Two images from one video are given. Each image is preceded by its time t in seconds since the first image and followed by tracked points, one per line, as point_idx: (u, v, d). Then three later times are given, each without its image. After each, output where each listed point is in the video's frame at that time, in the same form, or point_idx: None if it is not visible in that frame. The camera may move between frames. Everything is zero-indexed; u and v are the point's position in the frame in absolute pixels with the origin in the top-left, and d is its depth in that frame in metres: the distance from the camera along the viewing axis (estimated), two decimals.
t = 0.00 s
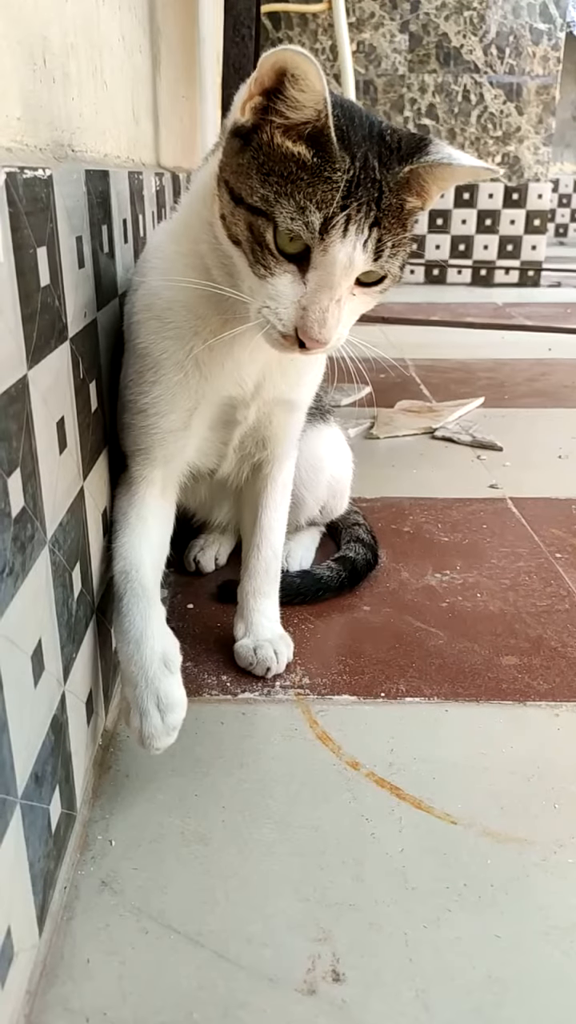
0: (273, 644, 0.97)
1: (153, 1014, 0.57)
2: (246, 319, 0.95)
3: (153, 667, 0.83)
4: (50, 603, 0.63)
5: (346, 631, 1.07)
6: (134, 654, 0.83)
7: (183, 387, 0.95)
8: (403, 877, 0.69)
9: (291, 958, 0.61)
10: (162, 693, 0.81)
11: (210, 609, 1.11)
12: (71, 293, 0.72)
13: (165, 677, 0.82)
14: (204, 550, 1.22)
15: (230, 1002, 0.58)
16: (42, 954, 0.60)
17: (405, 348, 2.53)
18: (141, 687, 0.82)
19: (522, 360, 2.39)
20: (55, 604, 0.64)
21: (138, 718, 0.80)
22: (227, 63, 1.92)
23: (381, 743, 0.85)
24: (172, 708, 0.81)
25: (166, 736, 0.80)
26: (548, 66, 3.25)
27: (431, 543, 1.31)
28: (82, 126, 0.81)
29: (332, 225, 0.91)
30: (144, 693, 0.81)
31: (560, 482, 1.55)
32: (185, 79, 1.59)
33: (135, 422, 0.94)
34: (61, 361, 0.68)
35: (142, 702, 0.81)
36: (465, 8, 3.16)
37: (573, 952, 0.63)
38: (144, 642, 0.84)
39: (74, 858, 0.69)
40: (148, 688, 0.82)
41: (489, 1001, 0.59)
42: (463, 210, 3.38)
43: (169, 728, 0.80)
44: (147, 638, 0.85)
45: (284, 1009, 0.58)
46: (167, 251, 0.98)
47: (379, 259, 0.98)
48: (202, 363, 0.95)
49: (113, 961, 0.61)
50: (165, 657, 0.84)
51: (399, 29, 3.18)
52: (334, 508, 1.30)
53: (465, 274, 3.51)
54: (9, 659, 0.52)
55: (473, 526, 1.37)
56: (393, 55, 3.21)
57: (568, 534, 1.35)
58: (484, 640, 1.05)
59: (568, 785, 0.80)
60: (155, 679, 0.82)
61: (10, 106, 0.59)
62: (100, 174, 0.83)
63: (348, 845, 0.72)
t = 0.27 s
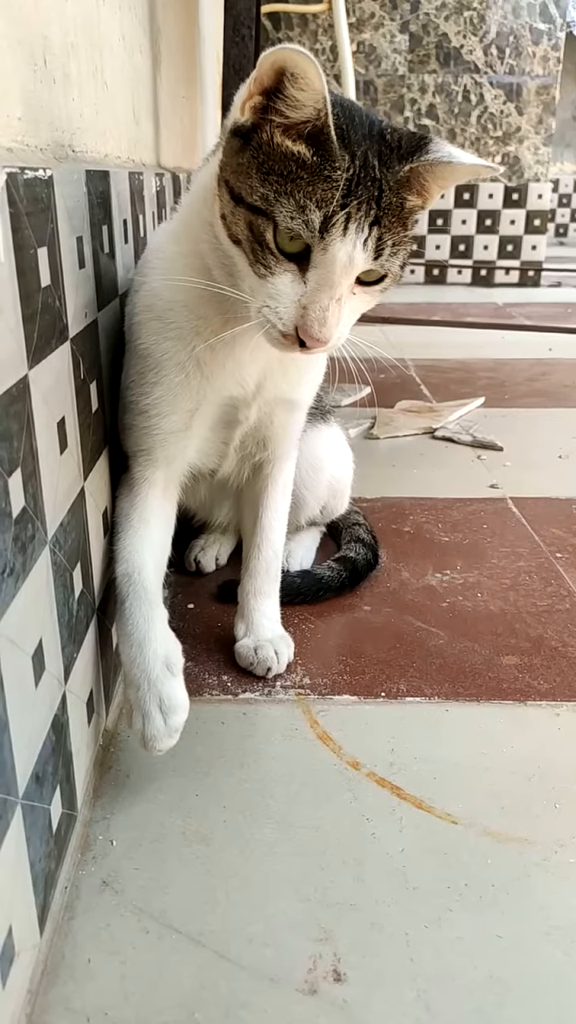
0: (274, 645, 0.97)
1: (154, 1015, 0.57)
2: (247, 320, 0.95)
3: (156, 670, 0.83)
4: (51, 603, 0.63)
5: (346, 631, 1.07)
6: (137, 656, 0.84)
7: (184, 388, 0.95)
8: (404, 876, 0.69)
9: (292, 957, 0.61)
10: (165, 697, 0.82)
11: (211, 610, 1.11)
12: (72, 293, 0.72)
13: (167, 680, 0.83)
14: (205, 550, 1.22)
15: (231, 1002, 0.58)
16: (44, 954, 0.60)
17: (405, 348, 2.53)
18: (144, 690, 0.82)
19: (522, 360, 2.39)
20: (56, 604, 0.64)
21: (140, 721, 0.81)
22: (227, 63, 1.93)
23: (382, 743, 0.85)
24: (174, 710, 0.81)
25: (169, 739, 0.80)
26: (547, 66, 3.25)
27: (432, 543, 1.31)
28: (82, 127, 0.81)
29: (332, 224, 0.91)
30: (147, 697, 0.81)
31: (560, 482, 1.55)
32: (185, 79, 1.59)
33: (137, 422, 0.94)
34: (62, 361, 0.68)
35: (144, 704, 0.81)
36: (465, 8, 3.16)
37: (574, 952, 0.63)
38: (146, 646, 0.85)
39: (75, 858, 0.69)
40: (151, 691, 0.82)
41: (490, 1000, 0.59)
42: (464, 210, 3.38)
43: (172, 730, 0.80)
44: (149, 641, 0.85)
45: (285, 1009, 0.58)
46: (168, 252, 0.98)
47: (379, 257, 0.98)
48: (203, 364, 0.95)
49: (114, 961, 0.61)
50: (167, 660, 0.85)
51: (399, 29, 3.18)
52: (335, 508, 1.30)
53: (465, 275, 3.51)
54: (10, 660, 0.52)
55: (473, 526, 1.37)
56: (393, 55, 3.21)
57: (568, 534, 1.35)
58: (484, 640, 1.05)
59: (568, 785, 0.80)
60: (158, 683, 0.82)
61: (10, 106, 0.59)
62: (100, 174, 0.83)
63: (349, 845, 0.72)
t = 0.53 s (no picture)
0: (275, 645, 0.97)
1: (155, 1014, 0.57)
2: (248, 320, 0.95)
3: (157, 671, 0.83)
4: (52, 602, 0.63)
5: (347, 631, 1.07)
6: (139, 657, 0.84)
7: (185, 388, 0.95)
8: (405, 876, 0.69)
9: (293, 957, 0.61)
10: (167, 697, 0.82)
11: (212, 610, 1.11)
12: (73, 294, 0.72)
13: (168, 680, 0.83)
14: (206, 550, 1.22)
15: (233, 1001, 0.58)
16: (45, 953, 0.60)
17: (406, 348, 2.53)
18: (145, 691, 0.82)
19: (523, 361, 2.39)
20: (58, 603, 0.64)
21: (142, 721, 0.81)
22: (227, 63, 1.93)
23: (383, 743, 0.85)
24: (176, 711, 0.81)
25: (170, 739, 0.80)
26: (548, 67, 3.25)
27: (432, 544, 1.31)
28: (84, 127, 0.81)
29: (332, 223, 0.91)
30: (149, 697, 0.81)
31: (561, 483, 1.55)
32: (186, 80, 1.59)
33: (138, 423, 0.94)
34: (63, 361, 0.68)
35: (146, 705, 0.81)
36: (466, 9, 3.16)
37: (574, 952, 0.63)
38: (149, 646, 0.85)
39: (76, 857, 0.69)
40: (153, 691, 0.82)
41: (491, 1000, 0.59)
42: (464, 210, 3.38)
43: (173, 730, 0.80)
44: (151, 641, 0.85)
45: (286, 1009, 0.58)
46: (169, 252, 0.98)
47: (380, 256, 0.98)
48: (204, 364, 0.95)
49: (115, 960, 0.61)
50: (168, 661, 0.85)
51: (400, 30, 3.18)
52: (336, 509, 1.30)
53: (466, 275, 3.51)
54: (12, 659, 0.53)
55: (474, 526, 1.37)
56: (394, 56, 3.22)
57: (569, 534, 1.35)
58: (485, 640, 1.05)
59: (569, 786, 0.80)
60: (160, 683, 0.82)
61: (12, 106, 0.59)
62: (102, 175, 0.83)
63: (350, 845, 0.72)
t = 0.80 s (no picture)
0: (274, 642, 0.97)
1: (155, 1011, 0.57)
2: (249, 316, 0.95)
3: (157, 667, 0.83)
4: (52, 599, 0.63)
5: (347, 629, 1.06)
6: (139, 655, 0.84)
7: (186, 385, 0.95)
8: (405, 874, 0.69)
9: (293, 955, 0.61)
10: (167, 693, 0.82)
11: (211, 607, 1.11)
12: (73, 290, 0.72)
13: (168, 677, 0.83)
14: (206, 548, 1.22)
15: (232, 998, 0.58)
16: (45, 950, 0.60)
17: (406, 346, 2.52)
18: (145, 687, 0.82)
19: (523, 360, 2.39)
20: (57, 600, 0.64)
21: (142, 718, 0.81)
22: (228, 61, 1.93)
23: (382, 741, 0.85)
24: (175, 708, 0.81)
25: (170, 735, 0.80)
26: (549, 64, 3.24)
27: (433, 541, 1.31)
28: (84, 123, 0.81)
29: (332, 217, 0.91)
30: (149, 693, 0.81)
31: (561, 481, 1.55)
32: (186, 77, 1.59)
33: (138, 420, 0.94)
34: (63, 358, 0.68)
35: (147, 703, 0.81)
36: (466, 6, 3.15)
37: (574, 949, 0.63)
38: (149, 644, 0.85)
39: (76, 854, 0.69)
40: (153, 688, 0.82)
41: (491, 998, 0.59)
42: (465, 208, 3.38)
43: (173, 727, 0.80)
44: (152, 639, 0.85)
45: (286, 1006, 0.58)
46: (170, 249, 0.98)
47: (380, 252, 0.98)
48: (205, 361, 0.95)
49: (115, 957, 0.61)
50: (169, 659, 0.85)
51: (400, 28, 3.18)
52: (335, 506, 1.30)
53: (466, 274, 3.47)
54: (12, 655, 0.52)
55: (474, 524, 1.37)
56: (394, 53, 3.21)
57: (569, 533, 1.34)
58: (485, 638, 1.05)
59: (569, 784, 0.80)
60: (160, 679, 0.82)
61: (12, 102, 0.59)
62: (102, 171, 0.83)
63: (350, 843, 0.72)
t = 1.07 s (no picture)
0: (274, 642, 0.97)
1: (154, 1010, 0.57)
2: (247, 315, 0.95)
3: (157, 666, 0.83)
4: (51, 599, 0.63)
5: (346, 628, 1.06)
6: (138, 654, 0.84)
7: (185, 384, 0.95)
8: (404, 873, 0.69)
9: (293, 955, 0.61)
10: (166, 692, 0.82)
11: (211, 607, 1.11)
12: (72, 290, 0.72)
13: (168, 676, 0.83)
14: (205, 547, 1.22)
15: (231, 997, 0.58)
16: (44, 950, 0.60)
17: (406, 346, 2.53)
18: (145, 686, 0.82)
19: (522, 359, 2.39)
20: (57, 599, 0.64)
21: (141, 717, 0.81)
22: (227, 61, 1.93)
23: (382, 740, 0.85)
24: (175, 707, 0.81)
25: (169, 734, 0.80)
26: (548, 63, 3.24)
27: (432, 541, 1.31)
28: (82, 123, 0.81)
29: (330, 215, 0.91)
30: (148, 692, 0.82)
31: (561, 481, 1.54)
32: (185, 78, 1.59)
33: (137, 419, 0.94)
34: (62, 357, 0.68)
35: (146, 702, 0.81)
36: (465, 6, 3.15)
37: (574, 949, 0.63)
38: (148, 643, 0.85)
39: (75, 854, 0.69)
40: (152, 686, 0.82)
41: (490, 997, 0.59)
42: (464, 208, 3.38)
43: (172, 726, 0.80)
44: (151, 638, 0.85)
45: (286, 1006, 0.58)
46: (169, 248, 0.98)
47: (378, 250, 0.98)
48: (204, 360, 0.95)
49: (115, 957, 0.61)
50: (168, 658, 0.85)
51: (399, 27, 3.18)
52: (335, 506, 1.30)
53: (465, 274, 3.49)
54: (11, 654, 0.52)
55: (474, 523, 1.37)
56: (393, 52, 3.22)
57: (568, 532, 1.34)
58: (484, 637, 1.05)
59: (569, 784, 0.80)
60: (159, 678, 0.82)
61: (11, 101, 0.59)
62: (101, 170, 0.83)
63: (350, 842, 0.72)
